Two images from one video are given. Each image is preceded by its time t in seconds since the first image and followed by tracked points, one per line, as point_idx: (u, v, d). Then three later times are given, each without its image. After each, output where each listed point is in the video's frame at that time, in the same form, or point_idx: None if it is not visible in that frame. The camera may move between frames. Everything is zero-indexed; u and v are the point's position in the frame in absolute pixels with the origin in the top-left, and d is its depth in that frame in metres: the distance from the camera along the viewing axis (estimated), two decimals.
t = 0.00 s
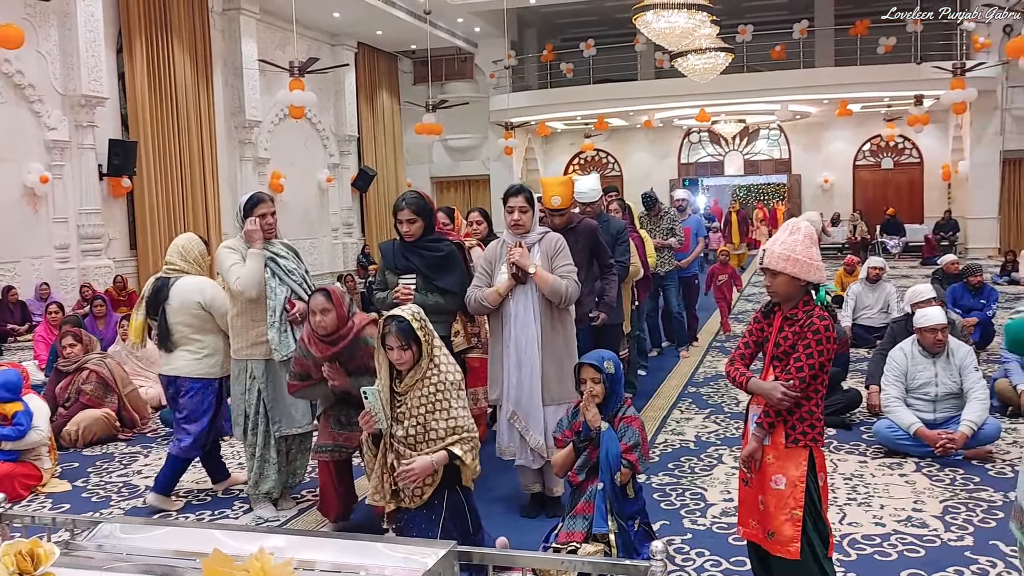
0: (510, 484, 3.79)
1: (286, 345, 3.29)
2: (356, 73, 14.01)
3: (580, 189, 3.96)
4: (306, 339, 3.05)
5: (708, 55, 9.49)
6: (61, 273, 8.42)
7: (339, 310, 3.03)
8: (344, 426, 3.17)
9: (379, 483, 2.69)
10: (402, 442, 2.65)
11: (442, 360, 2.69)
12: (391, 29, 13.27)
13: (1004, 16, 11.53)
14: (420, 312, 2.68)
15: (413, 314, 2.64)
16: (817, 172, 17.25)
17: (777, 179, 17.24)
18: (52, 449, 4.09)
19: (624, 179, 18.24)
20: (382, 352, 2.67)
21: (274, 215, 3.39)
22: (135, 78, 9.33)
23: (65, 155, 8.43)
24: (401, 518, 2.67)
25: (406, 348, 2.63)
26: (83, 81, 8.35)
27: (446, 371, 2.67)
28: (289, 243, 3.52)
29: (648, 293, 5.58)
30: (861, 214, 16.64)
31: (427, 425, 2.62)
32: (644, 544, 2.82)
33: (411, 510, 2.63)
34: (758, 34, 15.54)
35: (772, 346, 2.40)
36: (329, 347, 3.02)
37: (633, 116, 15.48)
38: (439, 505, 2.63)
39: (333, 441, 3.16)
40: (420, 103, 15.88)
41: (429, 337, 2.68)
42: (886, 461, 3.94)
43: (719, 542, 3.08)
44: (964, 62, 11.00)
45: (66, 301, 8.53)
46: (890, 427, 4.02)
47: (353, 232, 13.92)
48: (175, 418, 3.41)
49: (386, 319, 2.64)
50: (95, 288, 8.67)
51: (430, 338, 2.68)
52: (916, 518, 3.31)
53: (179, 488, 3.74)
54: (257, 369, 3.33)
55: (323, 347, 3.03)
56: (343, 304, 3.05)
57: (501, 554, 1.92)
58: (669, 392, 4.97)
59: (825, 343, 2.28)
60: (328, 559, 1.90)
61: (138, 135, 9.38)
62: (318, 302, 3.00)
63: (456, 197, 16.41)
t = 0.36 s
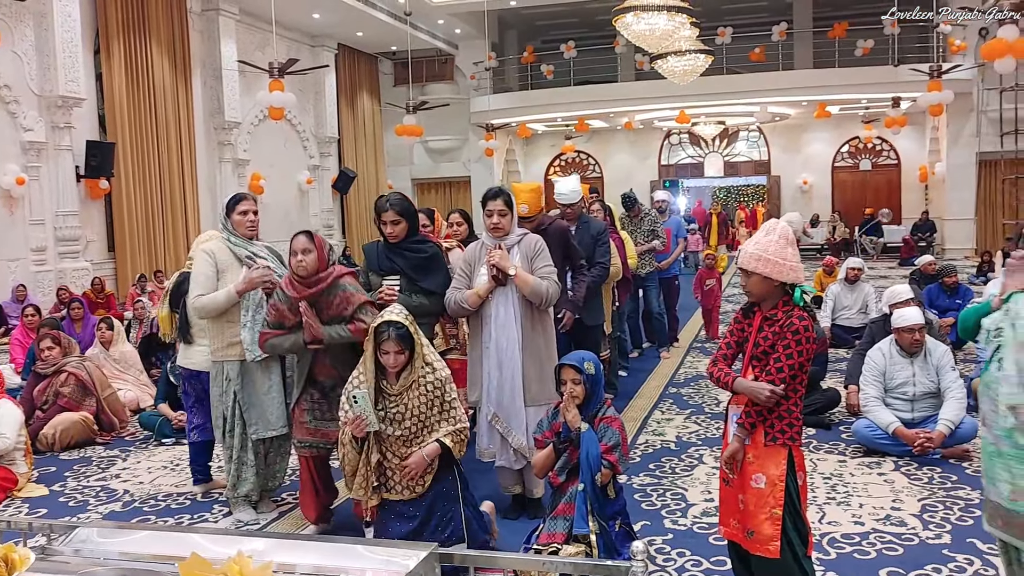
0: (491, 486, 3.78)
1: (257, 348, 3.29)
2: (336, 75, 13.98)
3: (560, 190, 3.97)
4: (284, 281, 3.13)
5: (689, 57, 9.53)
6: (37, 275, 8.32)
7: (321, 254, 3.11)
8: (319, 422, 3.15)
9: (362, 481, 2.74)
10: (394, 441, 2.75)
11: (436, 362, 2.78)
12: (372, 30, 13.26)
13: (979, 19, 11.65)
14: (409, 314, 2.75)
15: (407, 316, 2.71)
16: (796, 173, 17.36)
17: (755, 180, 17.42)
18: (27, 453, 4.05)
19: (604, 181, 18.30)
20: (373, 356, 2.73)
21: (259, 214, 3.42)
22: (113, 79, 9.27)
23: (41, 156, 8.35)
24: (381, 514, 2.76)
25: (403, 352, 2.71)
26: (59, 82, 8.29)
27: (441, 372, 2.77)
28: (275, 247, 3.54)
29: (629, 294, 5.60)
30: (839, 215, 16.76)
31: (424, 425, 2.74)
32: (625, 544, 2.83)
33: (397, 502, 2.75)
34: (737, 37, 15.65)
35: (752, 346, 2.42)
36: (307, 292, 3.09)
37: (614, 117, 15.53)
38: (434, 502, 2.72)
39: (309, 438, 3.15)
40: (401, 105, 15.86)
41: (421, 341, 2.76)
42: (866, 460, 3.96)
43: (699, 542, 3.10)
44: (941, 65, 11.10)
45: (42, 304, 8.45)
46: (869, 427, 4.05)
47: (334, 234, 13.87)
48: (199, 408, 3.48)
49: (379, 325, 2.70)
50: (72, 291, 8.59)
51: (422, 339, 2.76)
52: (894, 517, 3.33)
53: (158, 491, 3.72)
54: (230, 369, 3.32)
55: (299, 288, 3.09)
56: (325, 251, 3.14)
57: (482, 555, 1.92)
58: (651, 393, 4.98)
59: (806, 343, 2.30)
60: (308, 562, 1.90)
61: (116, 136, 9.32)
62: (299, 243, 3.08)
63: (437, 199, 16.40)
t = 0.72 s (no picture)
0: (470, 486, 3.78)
1: (228, 345, 3.28)
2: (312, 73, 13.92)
3: (537, 187, 3.98)
4: (268, 259, 3.24)
5: (664, 57, 9.58)
6: (9, 275, 8.12)
7: (303, 233, 3.23)
8: (292, 420, 3.13)
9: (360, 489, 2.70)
10: (394, 449, 2.74)
11: (437, 369, 2.76)
12: (347, 28, 13.21)
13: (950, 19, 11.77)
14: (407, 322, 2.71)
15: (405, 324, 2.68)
16: (771, 172, 17.48)
17: (732, 180, 17.69)
18: None
19: (581, 179, 18.35)
20: (370, 364, 2.68)
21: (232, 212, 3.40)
22: (84, 76, 9.18)
23: (13, 154, 8.22)
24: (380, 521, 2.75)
25: (401, 362, 2.67)
26: (30, 79, 8.17)
27: (443, 380, 2.74)
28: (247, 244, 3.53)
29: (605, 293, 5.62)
30: (813, 213, 16.90)
31: (426, 432, 2.73)
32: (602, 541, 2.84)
33: (396, 507, 2.75)
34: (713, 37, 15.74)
35: (727, 343, 2.44)
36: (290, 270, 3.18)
37: (590, 116, 15.57)
38: (434, 506, 2.74)
39: (281, 436, 3.13)
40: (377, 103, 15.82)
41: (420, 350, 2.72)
42: (840, 457, 4.00)
43: (675, 539, 3.12)
44: (912, 65, 11.22)
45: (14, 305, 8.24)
46: (843, 423, 4.09)
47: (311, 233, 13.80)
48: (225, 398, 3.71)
49: (377, 333, 2.66)
50: (43, 291, 8.44)
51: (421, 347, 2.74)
52: (868, 512, 3.37)
53: (132, 493, 3.68)
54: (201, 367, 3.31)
55: (279, 263, 3.20)
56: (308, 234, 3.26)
57: (460, 554, 1.91)
58: (627, 391, 5.00)
59: (779, 341, 2.33)
60: (285, 563, 1.88)
61: (88, 134, 9.23)
62: (284, 223, 3.19)
63: (416, 198, 16.37)
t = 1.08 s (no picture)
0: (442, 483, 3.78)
1: (193, 342, 3.23)
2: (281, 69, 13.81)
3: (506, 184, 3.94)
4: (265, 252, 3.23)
5: (633, 54, 9.62)
6: None
7: (299, 225, 3.20)
8: (273, 412, 3.09)
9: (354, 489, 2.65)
10: (387, 452, 2.66)
11: (431, 373, 2.66)
12: (316, 24, 13.12)
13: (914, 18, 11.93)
14: (399, 322, 2.62)
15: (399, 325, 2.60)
16: (740, 169, 17.64)
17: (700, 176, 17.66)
18: None
19: (551, 176, 18.40)
20: (364, 365, 2.65)
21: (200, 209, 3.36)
22: (47, 71, 9.06)
23: None
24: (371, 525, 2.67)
25: (391, 364, 2.61)
26: None
27: (436, 385, 2.64)
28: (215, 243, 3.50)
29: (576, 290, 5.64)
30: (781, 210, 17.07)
31: (415, 437, 2.64)
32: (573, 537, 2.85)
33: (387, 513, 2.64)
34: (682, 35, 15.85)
35: (695, 338, 2.45)
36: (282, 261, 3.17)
37: (560, 113, 15.60)
38: (421, 509, 2.63)
39: (264, 429, 3.10)
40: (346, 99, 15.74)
41: (412, 352, 2.64)
42: (807, 451, 4.05)
43: (645, 534, 3.14)
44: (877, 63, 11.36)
45: None
46: (810, 418, 4.13)
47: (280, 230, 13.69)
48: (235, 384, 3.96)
49: (366, 336, 2.60)
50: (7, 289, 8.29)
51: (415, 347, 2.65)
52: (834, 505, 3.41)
53: (97, 493, 3.64)
54: (169, 364, 3.26)
55: (274, 253, 3.20)
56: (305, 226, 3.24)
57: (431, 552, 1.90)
58: (598, 387, 5.02)
59: (745, 335, 2.35)
60: (254, 562, 1.86)
61: (52, 130, 9.11)
62: (280, 215, 3.18)
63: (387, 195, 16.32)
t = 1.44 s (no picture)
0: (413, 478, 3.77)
1: (156, 338, 3.20)
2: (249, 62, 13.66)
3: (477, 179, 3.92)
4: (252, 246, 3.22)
5: (602, 49, 9.65)
6: None
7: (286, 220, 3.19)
8: (252, 406, 3.07)
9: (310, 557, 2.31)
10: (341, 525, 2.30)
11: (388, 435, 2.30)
12: (284, 17, 13.00)
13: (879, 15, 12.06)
14: (351, 385, 2.23)
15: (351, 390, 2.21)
16: (708, 164, 17.73)
17: (669, 171, 17.77)
18: None
19: (521, 171, 18.40)
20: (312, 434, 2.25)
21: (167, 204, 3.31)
22: (8, 64, 8.90)
23: None
24: None
25: (346, 433, 2.22)
26: None
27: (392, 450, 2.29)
28: (182, 237, 3.45)
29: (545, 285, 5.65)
30: (749, 205, 17.20)
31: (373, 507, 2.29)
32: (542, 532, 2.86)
33: None
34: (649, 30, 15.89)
35: (664, 333, 2.46)
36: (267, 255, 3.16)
37: (530, 108, 15.60)
38: None
39: (241, 422, 3.08)
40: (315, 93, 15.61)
41: (366, 417, 2.25)
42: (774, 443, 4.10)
43: (615, 527, 3.16)
44: (843, 59, 11.46)
45: None
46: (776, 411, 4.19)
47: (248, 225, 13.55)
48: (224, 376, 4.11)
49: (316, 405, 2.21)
50: None
51: (370, 411, 2.27)
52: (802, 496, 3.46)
53: (62, 492, 3.60)
54: (133, 361, 3.23)
55: (262, 248, 3.18)
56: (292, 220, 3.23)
57: (401, 548, 1.88)
58: (567, 382, 5.04)
59: (713, 327, 2.36)
60: (223, 560, 1.85)
61: (12, 124, 8.95)
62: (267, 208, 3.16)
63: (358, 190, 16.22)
